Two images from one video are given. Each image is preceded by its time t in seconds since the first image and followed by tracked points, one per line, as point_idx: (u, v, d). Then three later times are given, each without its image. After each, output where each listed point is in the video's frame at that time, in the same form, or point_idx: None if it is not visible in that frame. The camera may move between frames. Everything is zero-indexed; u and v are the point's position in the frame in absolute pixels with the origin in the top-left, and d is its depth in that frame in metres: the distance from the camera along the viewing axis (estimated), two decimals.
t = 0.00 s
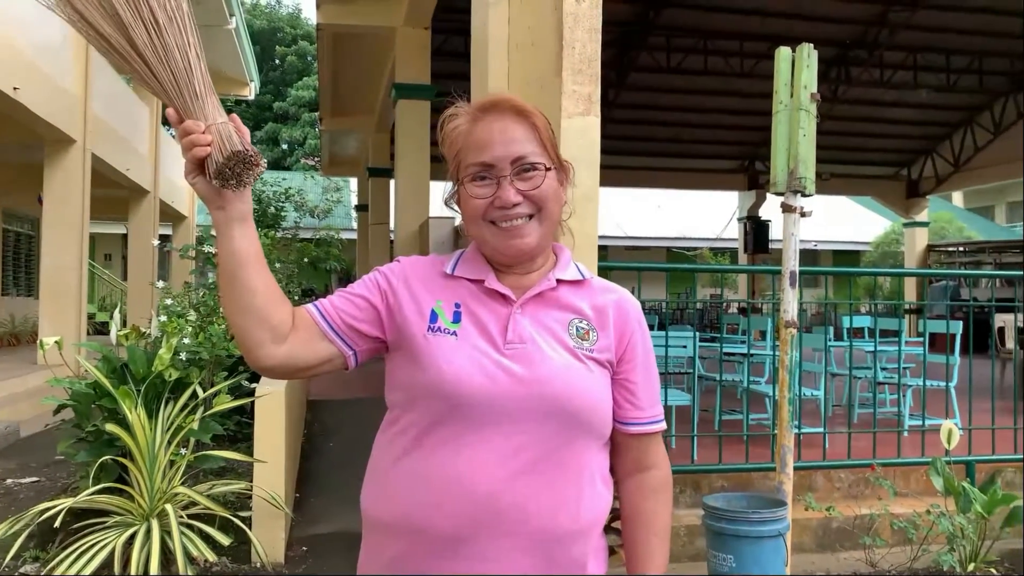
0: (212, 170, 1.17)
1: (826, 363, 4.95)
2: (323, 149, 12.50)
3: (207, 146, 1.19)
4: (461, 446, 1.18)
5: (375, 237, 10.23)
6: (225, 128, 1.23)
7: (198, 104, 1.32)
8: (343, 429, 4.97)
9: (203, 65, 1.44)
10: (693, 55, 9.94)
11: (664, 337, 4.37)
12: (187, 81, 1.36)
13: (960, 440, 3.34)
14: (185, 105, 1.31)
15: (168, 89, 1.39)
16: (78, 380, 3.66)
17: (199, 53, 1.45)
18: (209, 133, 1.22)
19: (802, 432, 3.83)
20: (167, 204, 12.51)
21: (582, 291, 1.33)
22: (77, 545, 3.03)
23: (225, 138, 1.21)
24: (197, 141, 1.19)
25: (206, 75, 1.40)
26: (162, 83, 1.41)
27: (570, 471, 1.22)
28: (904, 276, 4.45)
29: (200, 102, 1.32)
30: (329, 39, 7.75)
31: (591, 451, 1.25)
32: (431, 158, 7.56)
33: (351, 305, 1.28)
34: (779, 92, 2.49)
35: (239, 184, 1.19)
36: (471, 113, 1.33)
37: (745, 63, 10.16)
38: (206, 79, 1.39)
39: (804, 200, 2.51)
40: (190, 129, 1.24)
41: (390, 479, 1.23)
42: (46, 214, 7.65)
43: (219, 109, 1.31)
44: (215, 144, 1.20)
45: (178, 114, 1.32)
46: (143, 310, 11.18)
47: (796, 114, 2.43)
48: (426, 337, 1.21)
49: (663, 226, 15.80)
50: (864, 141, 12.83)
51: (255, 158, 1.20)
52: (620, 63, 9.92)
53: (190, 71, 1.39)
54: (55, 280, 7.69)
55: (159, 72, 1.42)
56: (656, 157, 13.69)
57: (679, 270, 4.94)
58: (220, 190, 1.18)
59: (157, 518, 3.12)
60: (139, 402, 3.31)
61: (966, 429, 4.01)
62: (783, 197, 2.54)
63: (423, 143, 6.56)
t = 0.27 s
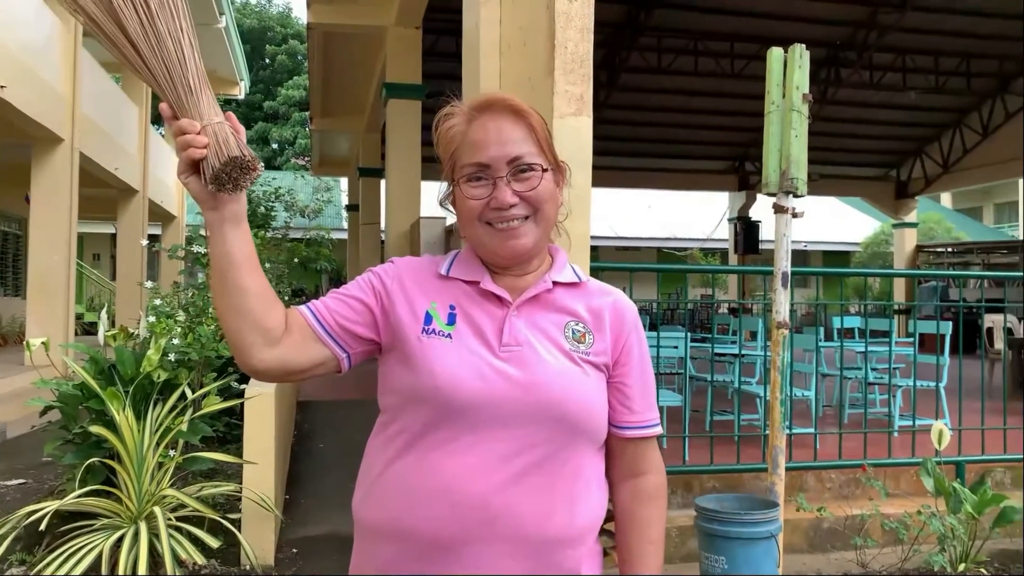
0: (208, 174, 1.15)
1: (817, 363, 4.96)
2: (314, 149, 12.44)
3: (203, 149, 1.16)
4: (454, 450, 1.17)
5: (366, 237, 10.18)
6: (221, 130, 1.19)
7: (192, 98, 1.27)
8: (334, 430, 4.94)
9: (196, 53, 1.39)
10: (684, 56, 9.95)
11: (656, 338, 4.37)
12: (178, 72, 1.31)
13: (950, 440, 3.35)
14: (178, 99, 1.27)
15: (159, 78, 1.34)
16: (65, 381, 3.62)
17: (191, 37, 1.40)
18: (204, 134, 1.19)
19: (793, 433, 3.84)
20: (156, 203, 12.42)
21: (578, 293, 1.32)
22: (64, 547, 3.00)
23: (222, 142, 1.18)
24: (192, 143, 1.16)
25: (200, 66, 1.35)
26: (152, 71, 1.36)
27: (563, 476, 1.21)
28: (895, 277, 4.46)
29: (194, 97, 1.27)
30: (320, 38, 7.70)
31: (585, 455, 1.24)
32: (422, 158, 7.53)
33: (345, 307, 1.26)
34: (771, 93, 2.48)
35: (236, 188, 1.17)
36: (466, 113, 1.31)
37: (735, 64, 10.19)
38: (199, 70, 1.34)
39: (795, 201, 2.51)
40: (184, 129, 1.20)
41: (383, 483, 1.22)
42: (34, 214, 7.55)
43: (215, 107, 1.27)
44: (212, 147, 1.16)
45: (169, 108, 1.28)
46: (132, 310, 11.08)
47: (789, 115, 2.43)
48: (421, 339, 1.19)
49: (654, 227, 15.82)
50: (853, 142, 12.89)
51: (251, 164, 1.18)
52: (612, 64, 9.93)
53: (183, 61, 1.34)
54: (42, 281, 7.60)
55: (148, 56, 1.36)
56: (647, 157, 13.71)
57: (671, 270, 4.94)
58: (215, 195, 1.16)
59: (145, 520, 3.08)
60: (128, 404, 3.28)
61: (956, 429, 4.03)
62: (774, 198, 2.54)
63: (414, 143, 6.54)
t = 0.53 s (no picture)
0: (201, 179, 1.13)
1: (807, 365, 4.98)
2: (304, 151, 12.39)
3: (196, 153, 1.14)
4: (448, 454, 1.16)
5: (356, 239, 10.13)
6: (215, 133, 1.17)
7: (186, 99, 1.24)
8: (324, 432, 4.92)
9: (189, 50, 1.36)
10: (674, 57, 9.98)
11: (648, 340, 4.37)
12: (171, 71, 1.28)
13: (939, 441, 3.37)
14: (171, 99, 1.24)
15: (151, 75, 1.30)
16: (52, 384, 3.58)
17: (184, 34, 1.36)
18: (198, 137, 1.16)
19: (783, 434, 3.85)
20: (145, 205, 12.31)
21: (573, 297, 1.31)
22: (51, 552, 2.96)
23: (217, 146, 1.15)
24: (186, 147, 1.14)
25: (193, 64, 1.32)
26: (143, 68, 1.32)
27: (557, 481, 1.21)
28: (884, 278, 4.49)
29: (187, 98, 1.24)
30: (310, 38, 7.67)
31: (579, 460, 1.23)
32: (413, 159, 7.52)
33: (338, 311, 1.25)
34: (762, 94, 2.49)
35: (230, 193, 1.15)
36: (461, 115, 1.30)
37: (726, 66, 10.22)
38: (193, 68, 1.31)
39: (787, 203, 2.51)
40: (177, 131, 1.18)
41: (376, 488, 1.21)
42: (20, 215, 7.45)
43: (209, 108, 1.25)
44: (206, 152, 1.14)
45: (162, 108, 1.25)
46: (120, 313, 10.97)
47: (780, 117, 2.43)
48: (414, 343, 1.18)
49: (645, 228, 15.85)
50: (842, 144, 12.96)
51: (247, 169, 1.16)
52: (602, 66, 9.94)
53: (176, 59, 1.31)
54: (29, 283, 7.51)
55: (140, 52, 1.33)
56: (638, 159, 13.73)
57: (662, 272, 4.95)
58: (208, 200, 1.14)
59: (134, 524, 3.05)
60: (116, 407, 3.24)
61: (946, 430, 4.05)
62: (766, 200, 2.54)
63: (405, 144, 6.52)
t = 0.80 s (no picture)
0: (196, 183, 1.12)
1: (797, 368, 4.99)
2: (294, 151, 12.31)
3: (190, 157, 1.13)
4: (441, 458, 1.15)
5: (347, 240, 10.09)
6: (209, 136, 1.16)
7: (180, 100, 1.23)
8: (315, 434, 4.89)
9: (184, 49, 1.34)
10: (665, 59, 10.00)
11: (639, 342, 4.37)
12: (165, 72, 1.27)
13: (930, 443, 3.39)
14: (165, 101, 1.23)
15: (145, 76, 1.29)
16: (40, 387, 3.55)
17: (179, 32, 1.35)
18: (192, 140, 1.15)
19: (774, 436, 3.86)
20: (134, 206, 12.25)
21: (566, 301, 1.30)
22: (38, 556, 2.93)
23: (211, 150, 1.14)
24: (180, 150, 1.13)
25: (188, 64, 1.31)
26: (138, 68, 1.31)
27: (550, 486, 1.20)
28: (875, 280, 4.50)
29: (181, 100, 1.23)
30: (301, 38, 7.64)
31: (573, 464, 1.23)
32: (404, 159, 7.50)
33: (330, 315, 1.24)
34: (754, 97, 2.49)
35: (224, 198, 1.14)
36: (455, 117, 1.29)
37: (716, 68, 10.26)
38: (188, 69, 1.30)
39: (778, 205, 2.51)
40: (171, 133, 1.17)
41: (368, 494, 1.20)
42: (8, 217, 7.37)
43: (204, 111, 1.23)
44: (200, 156, 1.13)
45: (156, 109, 1.24)
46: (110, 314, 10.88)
47: (772, 119, 2.44)
48: (408, 347, 1.18)
49: (636, 229, 15.87)
50: (832, 146, 13.03)
51: (241, 174, 1.15)
52: (594, 68, 9.96)
53: (171, 60, 1.29)
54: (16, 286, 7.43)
55: (134, 52, 1.32)
56: (630, 161, 13.75)
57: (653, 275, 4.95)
58: (202, 204, 1.13)
59: (123, 528, 3.02)
60: (104, 410, 3.21)
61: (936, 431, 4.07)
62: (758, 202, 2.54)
63: (396, 145, 6.51)
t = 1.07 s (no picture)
0: (188, 189, 1.11)
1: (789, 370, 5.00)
2: (286, 153, 12.28)
3: (183, 162, 1.13)
4: (433, 461, 1.15)
5: (339, 241, 10.05)
6: (204, 141, 1.15)
7: (175, 104, 1.22)
8: (307, 436, 4.88)
9: (179, 52, 1.33)
10: (657, 61, 10.03)
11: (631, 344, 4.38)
12: (159, 75, 1.26)
13: (921, 443, 3.41)
14: (159, 105, 1.22)
15: (139, 77, 1.28)
16: (30, 389, 3.52)
17: (175, 35, 1.34)
18: (185, 145, 1.14)
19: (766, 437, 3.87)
20: (124, 207, 12.17)
21: (560, 303, 1.30)
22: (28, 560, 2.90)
23: (205, 155, 1.14)
24: (173, 155, 1.12)
25: (183, 68, 1.30)
26: (131, 69, 1.30)
27: (542, 488, 1.20)
28: (866, 282, 4.52)
29: (176, 104, 1.22)
30: (293, 39, 7.62)
31: (566, 466, 1.23)
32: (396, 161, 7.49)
33: (324, 318, 1.23)
34: (746, 99, 2.50)
35: (217, 203, 1.13)
36: (448, 118, 1.29)
37: (708, 69, 10.29)
38: (183, 72, 1.29)
39: (771, 207, 2.52)
40: (165, 137, 1.16)
41: (361, 498, 1.19)
42: None
43: (198, 115, 1.23)
44: (194, 161, 1.13)
45: (149, 112, 1.23)
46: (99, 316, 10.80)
47: (764, 121, 2.44)
48: (400, 351, 1.17)
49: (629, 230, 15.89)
50: (823, 148, 13.09)
51: (235, 180, 1.14)
52: (585, 69, 9.98)
53: (166, 63, 1.28)
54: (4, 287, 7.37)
55: (128, 52, 1.30)
56: (622, 162, 13.77)
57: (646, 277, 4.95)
58: (195, 210, 1.12)
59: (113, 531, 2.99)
60: (94, 412, 3.19)
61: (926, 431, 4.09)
62: (750, 205, 2.54)
63: (388, 147, 6.50)
